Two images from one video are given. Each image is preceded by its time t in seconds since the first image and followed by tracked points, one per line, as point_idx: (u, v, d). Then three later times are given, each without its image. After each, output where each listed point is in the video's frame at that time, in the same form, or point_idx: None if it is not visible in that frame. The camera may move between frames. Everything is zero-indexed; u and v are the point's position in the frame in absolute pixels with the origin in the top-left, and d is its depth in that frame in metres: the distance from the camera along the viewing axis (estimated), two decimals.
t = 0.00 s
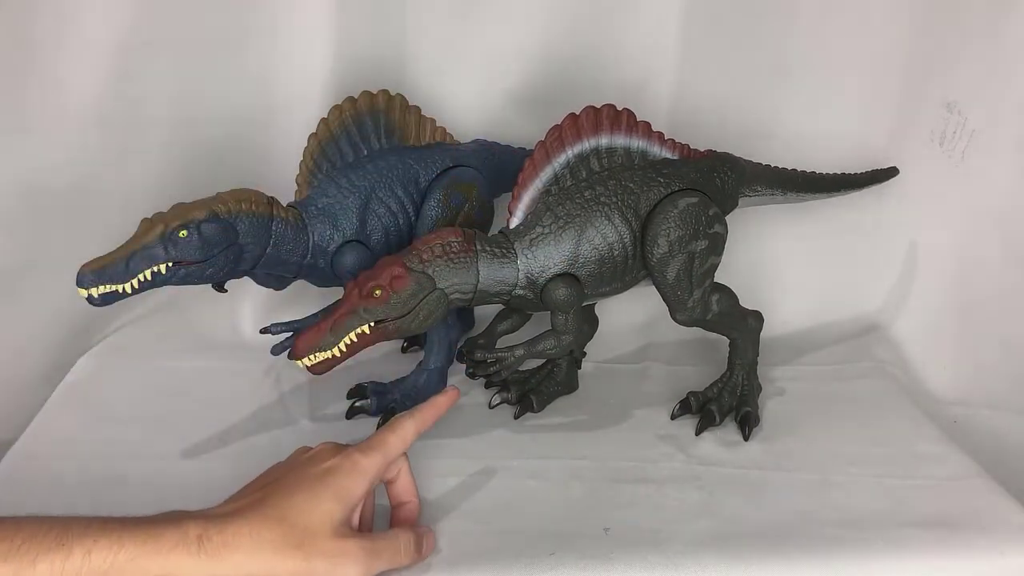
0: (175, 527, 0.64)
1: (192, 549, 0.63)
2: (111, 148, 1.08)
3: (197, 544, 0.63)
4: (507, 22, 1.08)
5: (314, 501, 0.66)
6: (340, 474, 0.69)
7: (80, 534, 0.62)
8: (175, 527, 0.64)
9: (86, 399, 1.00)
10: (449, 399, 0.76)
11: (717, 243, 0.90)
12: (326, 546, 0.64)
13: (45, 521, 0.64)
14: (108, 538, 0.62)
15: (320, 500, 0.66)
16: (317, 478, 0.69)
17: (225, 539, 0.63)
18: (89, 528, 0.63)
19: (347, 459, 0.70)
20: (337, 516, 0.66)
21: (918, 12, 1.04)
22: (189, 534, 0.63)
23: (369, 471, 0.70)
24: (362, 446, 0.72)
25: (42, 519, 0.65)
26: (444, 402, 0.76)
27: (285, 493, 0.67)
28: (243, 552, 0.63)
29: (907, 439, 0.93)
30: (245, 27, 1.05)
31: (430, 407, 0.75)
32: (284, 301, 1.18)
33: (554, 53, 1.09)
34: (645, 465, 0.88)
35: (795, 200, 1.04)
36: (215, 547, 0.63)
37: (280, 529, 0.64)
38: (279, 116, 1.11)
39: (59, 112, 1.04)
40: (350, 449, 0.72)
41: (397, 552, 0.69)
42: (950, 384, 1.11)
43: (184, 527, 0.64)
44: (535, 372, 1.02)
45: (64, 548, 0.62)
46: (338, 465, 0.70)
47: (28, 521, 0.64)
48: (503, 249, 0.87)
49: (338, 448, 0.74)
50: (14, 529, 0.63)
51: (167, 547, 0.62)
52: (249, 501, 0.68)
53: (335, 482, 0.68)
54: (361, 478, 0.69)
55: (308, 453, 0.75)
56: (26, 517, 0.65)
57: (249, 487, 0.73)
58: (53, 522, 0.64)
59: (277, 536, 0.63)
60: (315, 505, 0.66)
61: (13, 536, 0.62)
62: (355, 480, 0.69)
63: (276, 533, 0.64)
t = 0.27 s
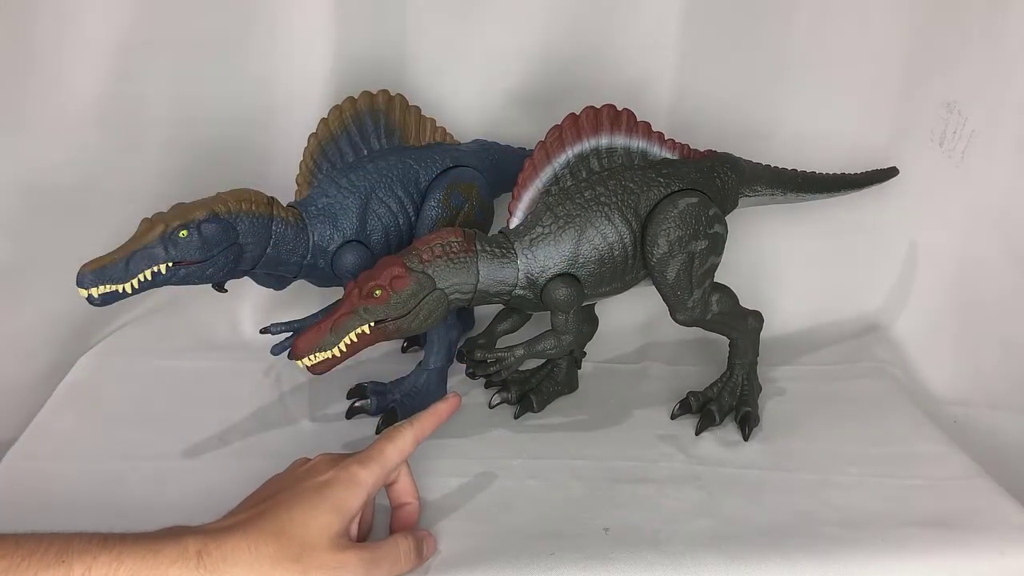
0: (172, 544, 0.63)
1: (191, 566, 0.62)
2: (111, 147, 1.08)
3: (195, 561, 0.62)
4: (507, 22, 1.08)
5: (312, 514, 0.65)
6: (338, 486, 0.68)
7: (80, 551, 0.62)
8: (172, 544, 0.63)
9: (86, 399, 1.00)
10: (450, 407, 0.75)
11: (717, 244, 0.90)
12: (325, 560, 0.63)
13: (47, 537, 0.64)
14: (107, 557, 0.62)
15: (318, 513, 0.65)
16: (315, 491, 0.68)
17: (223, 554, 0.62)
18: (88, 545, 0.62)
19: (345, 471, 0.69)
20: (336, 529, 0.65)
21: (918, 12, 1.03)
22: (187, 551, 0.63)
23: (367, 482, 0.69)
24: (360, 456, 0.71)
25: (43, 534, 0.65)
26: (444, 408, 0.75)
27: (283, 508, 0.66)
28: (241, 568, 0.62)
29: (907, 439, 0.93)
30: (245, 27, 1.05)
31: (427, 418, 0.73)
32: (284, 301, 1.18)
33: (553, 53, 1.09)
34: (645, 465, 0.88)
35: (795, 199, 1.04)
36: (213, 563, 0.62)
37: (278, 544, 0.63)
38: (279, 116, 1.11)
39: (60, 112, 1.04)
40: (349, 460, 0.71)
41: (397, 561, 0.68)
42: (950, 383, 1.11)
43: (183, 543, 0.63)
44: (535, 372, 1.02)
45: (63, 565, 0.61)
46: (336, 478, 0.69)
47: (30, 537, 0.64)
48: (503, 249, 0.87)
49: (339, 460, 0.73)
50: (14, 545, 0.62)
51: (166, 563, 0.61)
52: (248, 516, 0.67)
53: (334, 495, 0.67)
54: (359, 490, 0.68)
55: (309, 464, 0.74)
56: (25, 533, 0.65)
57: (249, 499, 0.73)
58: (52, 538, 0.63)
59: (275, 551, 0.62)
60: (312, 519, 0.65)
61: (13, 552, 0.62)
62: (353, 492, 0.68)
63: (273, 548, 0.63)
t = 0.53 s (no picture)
0: (172, 547, 0.63)
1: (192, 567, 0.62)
2: (111, 147, 1.08)
3: (194, 563, 0.62)
4: (507, 22, 1.08)
5: (312, 516, 0.65)
6: (338, 488, 0.68)
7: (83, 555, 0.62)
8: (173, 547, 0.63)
9: (86, 399, 1.00)
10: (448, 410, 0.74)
11: (716, 244, 0.90)
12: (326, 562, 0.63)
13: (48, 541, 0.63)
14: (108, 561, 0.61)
15: (318, 516, 0.65)
16: (316, 493, 0.68)
17: (222, 556, 0.62)
18: (89, 550, 0.62)
19: (344, 472, 0.69)
20: (336, 531, 0.65)
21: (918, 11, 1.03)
22: (186, 553, 0.62)
23: (366, 484, 0.69)
24: (360, 458, 0.71)
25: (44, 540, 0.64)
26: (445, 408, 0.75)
27: (281, 510, 0.66)
28: (241, 570, 0.62)
29: (907, 439, 0.93)
30: (245, 27, 1.05)
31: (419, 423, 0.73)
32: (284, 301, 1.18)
33: (553, 53, 1.09)
34: (645, 465, 0.88)
35: (795, 199, 1.04)
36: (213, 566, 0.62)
37: (278, 546, 0.63)
38: (279, 116, 1.11)
39: (60, 112, 1.04)
40: (348, 462, 0.71)
41: (396, 561, 0.68)
42: (950, 383, 1.11)
43: (183, 545, 0.63)
44: (535, 372, 1.02)
45: (63, 569, 0.61)
46: (336, 480, 0.69)
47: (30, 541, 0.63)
48: (503, 249, 0.87)
49: (338, 462, 0.73)
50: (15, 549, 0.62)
51: (166, 565, 0.61)
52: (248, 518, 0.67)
53: (333, 497, 0.67)
54: (359, 492, 0.68)
55: (308, 467, 0.74)
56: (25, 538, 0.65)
57: (249, 501, 0.73)
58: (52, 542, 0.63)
59: (275, 553, 0.62)
60: (311, 521, 0.65)
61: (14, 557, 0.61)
62: (352, 494, 0.68)
63: (273, 550, 0.63)
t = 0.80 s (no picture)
0: (177, 540, 0.63)
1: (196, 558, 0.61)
2: (111, 147, 1.08)
3: (199, 557, 0.61)
4: (507, 22, 1.08)
5: (316, 505, 0.66)
6: (340, 474, 0.68)
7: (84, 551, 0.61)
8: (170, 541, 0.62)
9: (86, 399, 1.00)
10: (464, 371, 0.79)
11: (716, 244, 0.90)
12: (334, 553, 0.64)
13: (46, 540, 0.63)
14: (110, 556, 0.60)
15: (323, 504, 0.66)
16: (319, 479, 0.68)
17: (227, 546, 0.62)
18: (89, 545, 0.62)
19: (348, 455, 0.70)
20: (341, 519, 0.66)
21: (918, 11, 1.03)
22: (191, 545, 0.62)
23: (369, 471, 0.69)
24: (360, 441, 0.71)
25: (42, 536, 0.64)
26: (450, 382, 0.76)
27: (284, 499, 0.66)
28: (250, 559, 0.62)
29: (907, 439, 0.93)
30: (245, 26, 1.05)
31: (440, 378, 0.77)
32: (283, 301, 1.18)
33: (553, 53, 1.09)
34: (645, 465, 0.88)
35: (795, 199, 1.04)
36: (217, 557, 0.62)
37: (287, 534, 0.64)
38: (279, 116, 1.11)
39: (59, 113, 1.04)
40: (349, 448, 0.71)
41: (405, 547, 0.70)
42: (950, 383, 1.11)
43: (188, 538, 0.63)
44: (535, 372, 1.02)
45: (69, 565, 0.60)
46: (339, 463, 0.69)
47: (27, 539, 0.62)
48: (503, 249, 0.87)
49: (336, 447, 0.73)
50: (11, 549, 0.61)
51: (174, 558, 0.61)
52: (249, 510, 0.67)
53: (336, 485, 0.68)
54: (362, 478, 0.69)
55: (305, 454, 0.74)
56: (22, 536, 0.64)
57: (250, 488, 0.73)
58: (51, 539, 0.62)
59: (283, 541, 0.63)
60: (318, 509, 0.66)
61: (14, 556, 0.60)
62: (356, 481, 0.68)
63: (281, 539, 0.63)
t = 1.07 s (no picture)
0: (262, 473, 0.59)
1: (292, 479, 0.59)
2: (111, 147, 1.08)
3: (362, 475, 0.60)
4: (507, 22, 1.08)
5: (481, 406, 0.66)
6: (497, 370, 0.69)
7: (68, 503, 0.54)
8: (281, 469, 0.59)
9: (85, 399, 1.00)
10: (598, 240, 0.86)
11: (717, 244, 0.90)
12: (506, 455, 0.65)
13: None
14: (123, 509, 0.54)
15: (486, 405, 0.66)
16: (477, 378, 0.69)
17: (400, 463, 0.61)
18: (71, 498, 0.54)
19: (499, 352, 0.71)
20: (511, 416, 0.67)
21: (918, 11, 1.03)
22: (296, 468, 0.59)
23: (528, 359, 0.72)
24: (512, 333, 0.74)
25: None
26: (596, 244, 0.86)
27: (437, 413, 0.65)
28: (427, 471, 0.61)
29: (907, 439, 0.93)
30: (244, 26, 1.05)
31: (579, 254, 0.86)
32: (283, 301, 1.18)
33: (554, 53, 1.09)
34: (645, 465, 0.88)
35: (795, 199, 1.04)
36: (394, 473, 0.60)
37: (460, 445, 0.63)
38: (279, 115, 1.11)
39: (59, 112, 1.04)
40: (498, 339, 0.73)
41: (603, 434, 0.75)
42: (950, 382, 1.11)
43: (347, 459, 0.61)
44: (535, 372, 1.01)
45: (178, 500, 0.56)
46: (492, 358, 0.71)
47: None
48: (503, 249, 0.87)
49: (484, 340, 0.74)
50: None
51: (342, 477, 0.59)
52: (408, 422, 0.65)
53: (490, 386, 0.68)
54: (522, 367, 0.71)
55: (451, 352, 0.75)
56: None
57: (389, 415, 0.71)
58: None
59: (450, 450, 0.63)
60: (482, 413, 0.66)
61: None
62: (516, 371, 0.70)
63: (454, 451, 0.63)
